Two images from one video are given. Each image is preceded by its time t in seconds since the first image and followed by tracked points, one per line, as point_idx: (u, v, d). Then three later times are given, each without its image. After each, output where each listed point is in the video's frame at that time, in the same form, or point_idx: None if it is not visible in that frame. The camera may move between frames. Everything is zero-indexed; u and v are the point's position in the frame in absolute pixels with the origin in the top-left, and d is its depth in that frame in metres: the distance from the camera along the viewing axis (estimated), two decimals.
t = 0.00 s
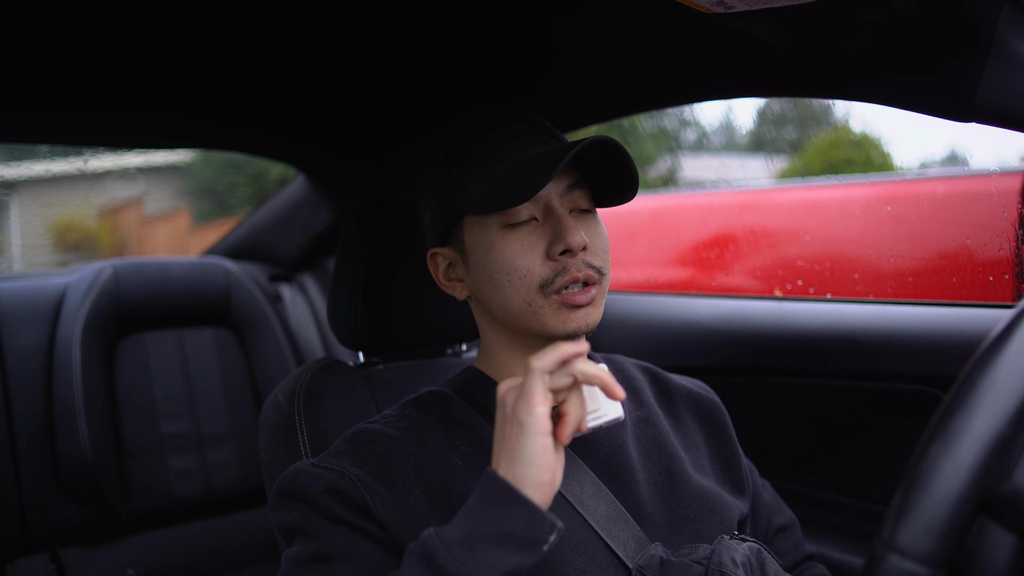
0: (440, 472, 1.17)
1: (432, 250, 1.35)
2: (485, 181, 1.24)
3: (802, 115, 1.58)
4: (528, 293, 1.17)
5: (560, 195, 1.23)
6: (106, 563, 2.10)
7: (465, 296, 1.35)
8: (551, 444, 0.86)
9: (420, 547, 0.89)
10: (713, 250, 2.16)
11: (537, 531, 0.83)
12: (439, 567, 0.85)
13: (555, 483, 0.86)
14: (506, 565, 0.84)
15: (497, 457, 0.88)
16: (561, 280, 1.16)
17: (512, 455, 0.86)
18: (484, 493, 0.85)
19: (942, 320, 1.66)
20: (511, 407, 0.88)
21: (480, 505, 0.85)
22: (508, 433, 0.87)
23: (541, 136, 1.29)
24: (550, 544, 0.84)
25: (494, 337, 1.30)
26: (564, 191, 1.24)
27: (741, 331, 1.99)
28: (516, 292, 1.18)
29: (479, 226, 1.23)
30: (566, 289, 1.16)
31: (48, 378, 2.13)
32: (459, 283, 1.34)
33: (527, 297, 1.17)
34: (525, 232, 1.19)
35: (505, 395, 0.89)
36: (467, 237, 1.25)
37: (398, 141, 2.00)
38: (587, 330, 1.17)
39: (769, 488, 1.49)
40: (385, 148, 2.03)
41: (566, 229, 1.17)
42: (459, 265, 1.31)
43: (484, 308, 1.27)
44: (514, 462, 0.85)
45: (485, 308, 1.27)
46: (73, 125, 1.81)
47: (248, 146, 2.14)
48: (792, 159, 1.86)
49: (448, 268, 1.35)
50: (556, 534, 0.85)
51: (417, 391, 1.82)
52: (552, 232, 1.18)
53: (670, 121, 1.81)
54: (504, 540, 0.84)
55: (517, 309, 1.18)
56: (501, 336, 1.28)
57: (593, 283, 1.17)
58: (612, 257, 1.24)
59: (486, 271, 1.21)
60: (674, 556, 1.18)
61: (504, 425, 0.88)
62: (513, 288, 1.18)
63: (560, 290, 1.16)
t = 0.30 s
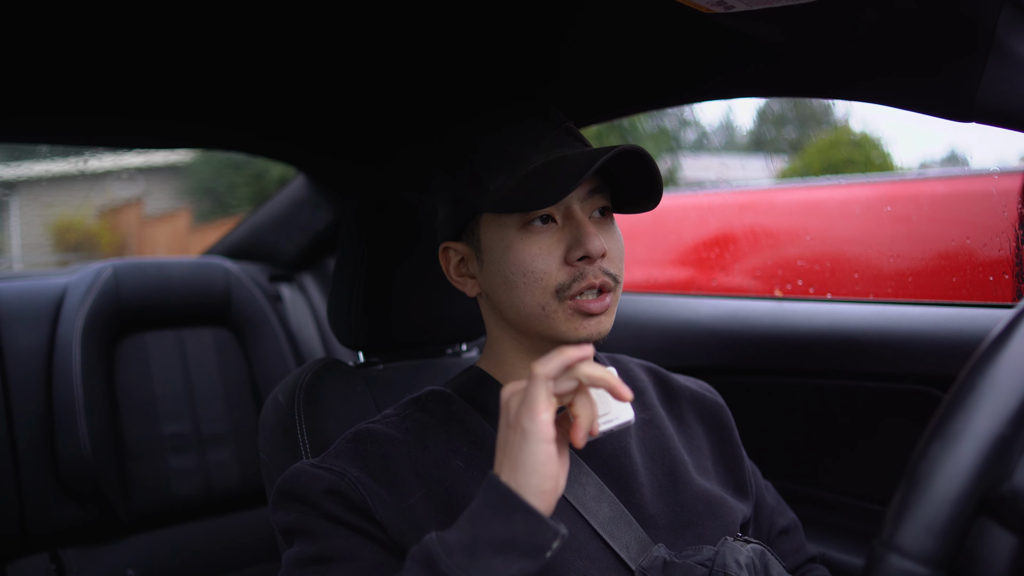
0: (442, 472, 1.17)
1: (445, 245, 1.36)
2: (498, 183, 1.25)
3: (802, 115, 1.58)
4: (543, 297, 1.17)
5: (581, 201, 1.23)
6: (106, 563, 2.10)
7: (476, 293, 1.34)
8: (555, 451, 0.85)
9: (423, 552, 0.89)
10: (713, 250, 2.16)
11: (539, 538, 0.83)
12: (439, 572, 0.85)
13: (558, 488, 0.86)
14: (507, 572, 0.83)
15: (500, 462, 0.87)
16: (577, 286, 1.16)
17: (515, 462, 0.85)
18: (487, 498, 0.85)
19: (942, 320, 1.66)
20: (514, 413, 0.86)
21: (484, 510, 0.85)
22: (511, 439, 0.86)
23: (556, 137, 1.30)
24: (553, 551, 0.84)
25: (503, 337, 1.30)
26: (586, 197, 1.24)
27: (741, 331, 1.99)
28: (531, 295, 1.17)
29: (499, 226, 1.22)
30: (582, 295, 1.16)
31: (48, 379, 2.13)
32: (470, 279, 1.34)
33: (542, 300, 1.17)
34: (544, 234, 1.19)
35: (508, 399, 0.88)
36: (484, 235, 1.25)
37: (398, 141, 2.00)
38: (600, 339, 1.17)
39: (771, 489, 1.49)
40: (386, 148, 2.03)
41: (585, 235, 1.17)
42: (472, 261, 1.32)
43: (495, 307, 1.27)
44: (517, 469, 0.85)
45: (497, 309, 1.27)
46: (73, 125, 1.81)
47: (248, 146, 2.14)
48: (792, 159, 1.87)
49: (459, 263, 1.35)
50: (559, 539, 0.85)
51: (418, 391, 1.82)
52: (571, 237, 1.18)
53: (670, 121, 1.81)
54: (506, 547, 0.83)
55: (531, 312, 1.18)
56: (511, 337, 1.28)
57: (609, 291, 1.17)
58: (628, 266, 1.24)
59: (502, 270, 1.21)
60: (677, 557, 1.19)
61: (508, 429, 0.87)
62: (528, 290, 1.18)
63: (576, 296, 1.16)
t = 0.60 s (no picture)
0: (442, 473, 1.17)
1: (449, 243, 1.36)
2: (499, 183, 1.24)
3: (802, 115, 1.58)
4: (547, 298, 1.17)
5: (588, 202, 1.22)
6: (106, 563, 2.10)
7: (480, 292, 1.34)
8: (550, 442, 0.86)
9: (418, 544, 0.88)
10: (713, 250, 2.16)
11: (536, 530, 0.83)
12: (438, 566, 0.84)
13: (552, 480, 0.87)
14: (505, 563, 0.84)
15: (496, 454, 0.88)
16: (582, 288, 1.15)
17: (510, 452, 0.86)
18: (483, 490, 0.86)
19: (942, 320, 1.66)
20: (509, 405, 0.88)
21: (480, 503, 0.85)
22: (506, 431, 0.87)
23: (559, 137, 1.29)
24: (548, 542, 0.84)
25: (506, 336, 1.30)
26: (592, 199, 1.23)
27: (741, 332, 1.99)
28: (535, 295, 1.17)
29: (505, 224, 1.22)
30: (586, 298, 1.16)
31: (48, 379, 2.13)
32: (474, 277, 1.34)
33: (546, 301, 1.17)
34: (550, 235, 1.18)
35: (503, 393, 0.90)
36: (490, 233, 1.25)
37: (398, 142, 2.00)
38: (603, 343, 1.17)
39: (772, 490, 1.48)
40: (386, 148, 2.03)
41: (591, 237, 1.17)
42: (475, 259, 1.31)
43: (499, 306, 1.27)
44: (512, 459, 0.86)
45: (500, 308, 1.27)
46: (73, 125, 1.81)
47: (248, 146, 2.14)
48: (792, 159, 1.87)
49: (463, 262, 1.35)
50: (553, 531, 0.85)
51: (418, 391, 1.82)
52: (577, 238, 1.18)
53: (670, 121, 1.81)
54: (504, 538, 0.84)
55: (535, 313, 1.18)
56: (515, 337, 1.28)
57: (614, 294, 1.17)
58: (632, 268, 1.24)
59: (507, 269, 1.21)
60: (678, 558, 1.19)
61: (503, 422, 0.88)
62: (532, 290, 1.18)
63: (580, 298, 1.16)
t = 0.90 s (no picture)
0: (442, 472, 1.17)
1: (447, 250, 1.36)
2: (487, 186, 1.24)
3: (802, 115, 1.58)
4: (525, 299, 1.17)
5: (562, 199, 1.22)
6: (106, 563, 2.10)
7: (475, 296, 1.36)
8: (568, 461, 0.86)
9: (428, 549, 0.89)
10: (713, 250, 2.16)
11: (547, 540, 0.83)
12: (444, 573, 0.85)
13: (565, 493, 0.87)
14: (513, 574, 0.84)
15: (509, 464, 0.88)
16: (557, 287, 1.16)
17: (528, 470, 0.85)
18: (495, 500, 0.86)
19: (942, 320, 1.66)
20: (531, 420, 0.86)
21: (491, 512, 0.85)
22: (525, 447, 0.86)
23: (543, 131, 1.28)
24: (558, 553, 0.84)
25: (499, 339, 1.30)
26: (567, 195, 1.23)
27: (741, 332, 1.99)
28: (513, 297, 1.18)
29: (481, 229, 1.23)
30: (563, 297, 1.16)
31: (48, 379, 2.13)
32: (470, 282, 1.35)
33: (523, 302, 1.17)
34: (523, 235, 1.19)
35: (524, 402, 0.87)
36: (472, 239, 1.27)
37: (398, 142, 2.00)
38: (585, 338, 1.17)
39: (771, 488, 1.49)
40: (386, 148, 2.03)
41: (563, 236, 1.17)
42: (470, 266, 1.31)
43: (489, 309, 1.28)
44: (529, 477, 0.85)
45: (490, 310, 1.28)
46: (73, 125, 1.81)
47: (248, 146, 2.14)
48: (792, 159, 1.87)
49: (462, 267, 1.35)
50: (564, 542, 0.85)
51: (418, 391, 1.82)
52: (550, 237, 1.18)
53: (670, 121, 1.81)
54: (513, 549, 0.84)
55: (515, 314, 1.19)
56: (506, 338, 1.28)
57: (592, 291, 1.17)
58: (614, 262, 1.23)
59: (486, 273, 1.22)
60: (677, 557, 1.19)
61: (522, 436, 0.87)
62: (510, 293, 1.19)
63: (556, 298, 1.16)
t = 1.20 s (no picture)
0: (441, 472, 1.17)
1: (433, 262, 1.37)
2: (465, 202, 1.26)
3: (802, 115, 1.58)
4: (503, 324, 1.18)
5: (533, 221, 1.20)
6: (105, 563, 2.10)
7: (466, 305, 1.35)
8: (569, 464, 0.86)
9: (429, 551, 0.89)
10: (713, 250, 2.16)
11: (547, 541, 0.83)
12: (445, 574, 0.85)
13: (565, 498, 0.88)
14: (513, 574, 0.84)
15: (510, 468, 0.87)
16: (533, 312, 1.15)
17: (528, 471, 0.85)
18: (497, 500, 0.86)
19: (942, 320, 1.66)
20: (531, 420, 0.87)
21: (492, 513, 0.85)
22: (526, 448, 0.86)
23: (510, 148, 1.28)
24: (558, 553, 0.84)
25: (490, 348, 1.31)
26: (538, 217, 1.20)
27: (741, 332, 1.99)
28: (493, 321, 1.19)
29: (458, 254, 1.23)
30: (540, 321, 1.16)
31: (48, 379, 2.13)
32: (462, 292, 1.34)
33: (503, 327, 1.18)
34: (498, 260, 1.19)
35: (524, 405, 0.88)
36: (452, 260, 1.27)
37: (398, 142, 2.00)
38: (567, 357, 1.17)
39: (771, 488, 1.49)
40: (386, 148, 2.03)
41: (535, 262, 1.16)
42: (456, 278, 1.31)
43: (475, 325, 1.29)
44: (530, 478, 0.85)
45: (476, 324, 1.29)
46: (73, 125, 1.81)
47: (247, 146, 2.14)
48: (792, 159, 1.87)
49: (450, 277, 1.35)
50: (565, 543, 0.85)
51: (418, 391, 1.82)
52: (523, 263, 1.17)
53: (670, 121, 1.81)
54: (513, 550, 0.84)
55: (497, 337, 1.20)
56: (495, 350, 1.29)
57: (569, 312, 1.17)
58: (594, 277, 1.21)
59: (468, 296, 1.23)
60: (675, 557, 1.19)
61: (522, 437, 0.87)
62: (490, 317, 1.19)
63: (533, 323, 1.16)
